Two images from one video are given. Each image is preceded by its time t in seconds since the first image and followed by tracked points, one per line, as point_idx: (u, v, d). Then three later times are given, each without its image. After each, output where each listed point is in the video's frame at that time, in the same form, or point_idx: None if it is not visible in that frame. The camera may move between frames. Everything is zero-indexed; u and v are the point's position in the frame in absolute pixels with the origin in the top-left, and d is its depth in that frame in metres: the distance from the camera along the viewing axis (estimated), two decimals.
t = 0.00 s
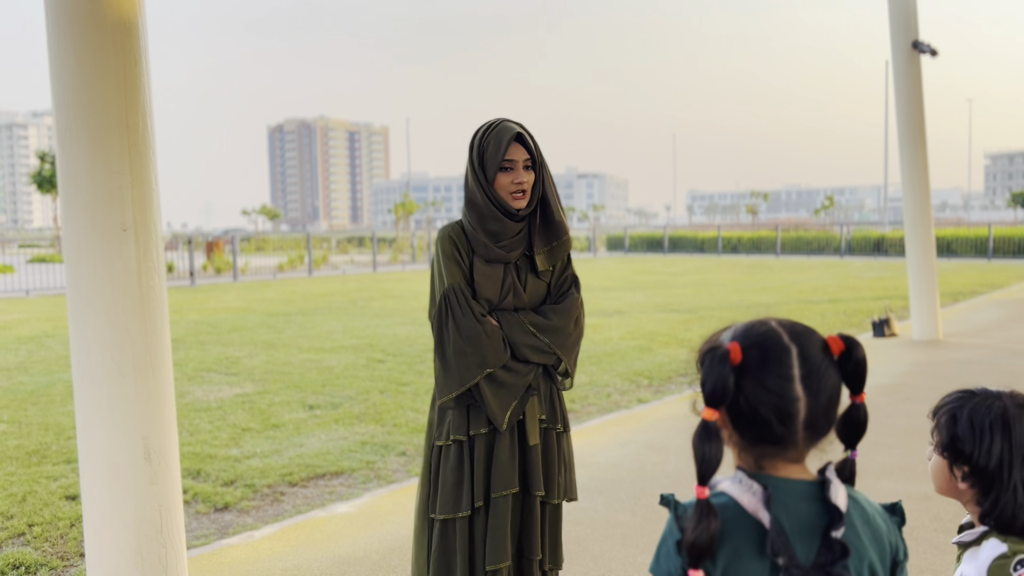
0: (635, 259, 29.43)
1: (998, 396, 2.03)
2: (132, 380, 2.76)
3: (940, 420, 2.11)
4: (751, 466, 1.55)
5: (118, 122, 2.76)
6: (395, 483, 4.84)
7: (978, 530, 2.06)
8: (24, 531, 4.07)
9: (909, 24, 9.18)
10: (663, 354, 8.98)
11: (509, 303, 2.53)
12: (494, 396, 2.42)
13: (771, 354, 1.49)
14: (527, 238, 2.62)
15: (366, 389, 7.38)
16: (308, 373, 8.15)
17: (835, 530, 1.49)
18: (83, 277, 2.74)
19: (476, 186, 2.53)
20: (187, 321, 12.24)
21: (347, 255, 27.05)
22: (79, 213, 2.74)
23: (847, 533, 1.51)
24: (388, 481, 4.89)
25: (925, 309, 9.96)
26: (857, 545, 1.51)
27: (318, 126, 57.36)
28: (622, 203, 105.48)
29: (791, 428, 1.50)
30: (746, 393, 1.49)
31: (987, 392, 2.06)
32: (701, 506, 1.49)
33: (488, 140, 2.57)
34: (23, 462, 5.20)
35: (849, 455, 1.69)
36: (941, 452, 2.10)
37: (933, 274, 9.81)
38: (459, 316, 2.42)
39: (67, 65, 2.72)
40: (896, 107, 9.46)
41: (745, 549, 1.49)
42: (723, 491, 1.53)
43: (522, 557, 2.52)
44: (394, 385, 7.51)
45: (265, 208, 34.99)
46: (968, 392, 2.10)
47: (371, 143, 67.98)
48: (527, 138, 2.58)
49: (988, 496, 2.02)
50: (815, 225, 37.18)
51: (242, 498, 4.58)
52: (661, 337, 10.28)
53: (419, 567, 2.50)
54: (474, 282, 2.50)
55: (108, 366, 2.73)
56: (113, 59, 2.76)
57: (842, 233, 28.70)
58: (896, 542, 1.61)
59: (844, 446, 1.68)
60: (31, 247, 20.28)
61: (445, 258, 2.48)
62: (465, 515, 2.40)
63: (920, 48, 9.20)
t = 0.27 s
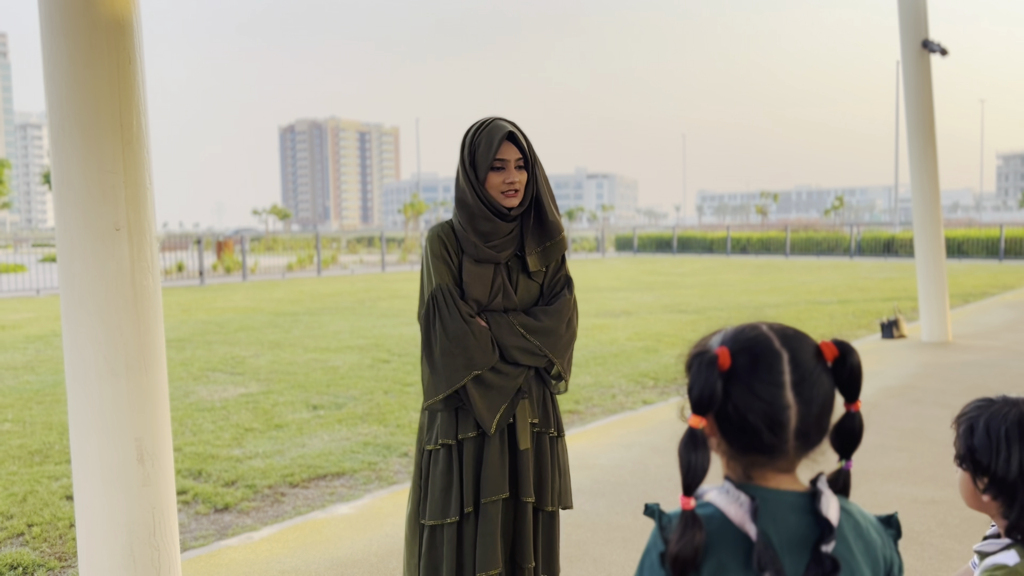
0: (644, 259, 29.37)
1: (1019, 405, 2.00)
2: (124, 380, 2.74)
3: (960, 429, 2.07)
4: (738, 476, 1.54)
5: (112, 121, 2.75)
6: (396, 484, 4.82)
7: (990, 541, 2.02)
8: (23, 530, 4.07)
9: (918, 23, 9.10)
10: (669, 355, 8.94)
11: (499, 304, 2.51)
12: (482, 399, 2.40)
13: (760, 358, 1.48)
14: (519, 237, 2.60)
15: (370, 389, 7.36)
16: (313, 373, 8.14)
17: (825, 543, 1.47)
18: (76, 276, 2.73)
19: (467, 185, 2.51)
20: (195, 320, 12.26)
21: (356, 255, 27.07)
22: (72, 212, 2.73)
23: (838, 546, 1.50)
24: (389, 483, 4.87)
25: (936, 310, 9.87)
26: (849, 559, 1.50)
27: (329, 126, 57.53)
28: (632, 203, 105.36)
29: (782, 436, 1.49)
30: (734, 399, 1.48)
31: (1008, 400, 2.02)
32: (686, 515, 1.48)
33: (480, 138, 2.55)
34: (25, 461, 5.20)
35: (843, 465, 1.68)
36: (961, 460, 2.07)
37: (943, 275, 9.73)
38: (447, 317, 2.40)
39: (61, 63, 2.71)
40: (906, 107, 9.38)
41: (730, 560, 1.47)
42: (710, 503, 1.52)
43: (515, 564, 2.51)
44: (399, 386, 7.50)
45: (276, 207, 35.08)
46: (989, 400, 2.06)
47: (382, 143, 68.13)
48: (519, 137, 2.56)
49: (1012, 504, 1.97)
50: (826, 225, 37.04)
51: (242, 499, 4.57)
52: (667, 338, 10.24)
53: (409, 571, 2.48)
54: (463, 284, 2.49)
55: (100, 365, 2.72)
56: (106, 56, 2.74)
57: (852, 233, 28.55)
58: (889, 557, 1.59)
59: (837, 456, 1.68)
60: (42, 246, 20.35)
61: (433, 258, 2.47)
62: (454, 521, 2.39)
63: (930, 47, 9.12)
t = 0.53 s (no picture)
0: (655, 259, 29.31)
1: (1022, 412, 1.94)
2: (117, 381, 2.72)
3: (960, 435, 2.02)
4: (722, 487, 1.53)
5: (104, 120, 2.72)
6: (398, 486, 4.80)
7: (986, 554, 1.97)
8: (23, 530, 4.06)
9: (931, 21, 9.00)
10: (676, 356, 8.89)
11: (491, 305, 2.49)
12: (474, 403, 2.39)
13: (743, 364, 1.46)
14: (512, 238, 2.57)
15: (375, 389, 7.34)
16: (319, 373, 8.13)
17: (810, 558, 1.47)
18: (69, 277, 2.71)
19: (459, 184, 2.49)
20: (203, 319, 12.28)
21: (367, 255, 27.10)
22: (65, 211, 2.70)
23: (824, 560, 1.49)
24: (391, 484, 4.84)
25: (948, 312, 9.79)
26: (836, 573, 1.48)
27: (341, 127, 57.76)
28: (643, 203, 105.22)
29: (765, 446, 1.48)
30: (714, 408, 1.47)
31: (1010, 406, 1.97)
32: (665, 528, 1.48)
33: (474, 137, 2.53)
34: (29, 460, 5.21)
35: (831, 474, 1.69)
36: (959, 468, 2.02)
37: (954, 276, 9.63)
38: (438, 319, 2.38)
39: (55, 62, 2.69)
40: (918, 106, 9.28)
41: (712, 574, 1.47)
42: (691, 514, 1.52)
43: (508, 569, 2.50)
44: (404, 386, 7.47)
45: (288, 207, 35.18)
46: (991, 404, 2.01)
47: (394, 144, 68.35)
48: (514, 137, 2.54)
49: (1012, 517, 1.90)
50: (838, 226, 36.81)
51: (243, 499, 4.54)
52: (675, 339, 10.19)
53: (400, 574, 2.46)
54: (455, 285, 2.47)
55: (92, 366, 2.70)
56: (101, 57, 2.72)
57: (865, 233, 28.38)
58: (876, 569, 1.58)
59: (828, 461, 1.68)
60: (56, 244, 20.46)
61: (425, 257, 2.44)
62: (444, 527, 2.38)
63: (943, 46, 9.01)
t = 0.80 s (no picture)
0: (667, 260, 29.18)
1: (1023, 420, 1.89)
2: (116, 379, 2.71)
3: (953, 436, 1.97)
4: (707, 498, 1.53)
5: (103, 118, 2.71)
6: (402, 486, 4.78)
7: (974, 560, 1.94)
8: (26, 529, 4.06)
9: (945, 20, 8.90)
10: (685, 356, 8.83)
11: (489, 306, 2.49)
12: (471, 405, 2.37)
13: (732, 368, 1.46)
14: (508, 238, 2.57)
15: (382, 389, 7.32)
16: (327, 372, 8.13)
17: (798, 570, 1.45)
18: (67, 275, 2.70)
19: (454, 183, 2.48)
20: (214, 319, 12.30)
21: (380, 255, 27.10)
22: (63, 209, 2.69)
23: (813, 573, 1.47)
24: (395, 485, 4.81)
25: (961, 313, 9.69)
26: None
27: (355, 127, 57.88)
28: (657, 203, 104.98)
29: (752, 454, 1.48)
30: (702, 412, 1.46)
31: (1010, 413, 1.92)
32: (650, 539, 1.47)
33: (471, 135, 2.52)
34: (34, 458, 5.21)
35: (821, 484, 1.69)
36: (950, 472, 1.98)
37: (968, 278, 9.52)
38: (435, 320, 2.36)
39: (53, 58, 2.68)
40: (931, 105, 9.19)
41: None
42: (677, 525, 1.52)
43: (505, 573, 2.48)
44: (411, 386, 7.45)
45: (301, 207, 35.25)
46: (991, 408, 1.95)
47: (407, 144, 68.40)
48: (511, 136, 2.54)
49: (1002, 526, 1.88)
50: (853, 226, 36.50)
51: (247, 499, 4.53)
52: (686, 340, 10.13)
53: None
54: (451, 286, 2.46)
55: (89, 364, 2.69)
56: (100, 55, 2.71)
57: (880, 233, 28.14)
58: None
59: (815, 473, 1.67)
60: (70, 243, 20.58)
61: (420, 256, 2.43)
62: (441, 533, 2.36)
63: (957, 44, 8.92)
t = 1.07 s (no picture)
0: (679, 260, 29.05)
1: None
2: (114, 379, 2.70)
3: (957, 443, 1.93)
4: (692, 504, 1.52)
5: (104, 117, 2.71)
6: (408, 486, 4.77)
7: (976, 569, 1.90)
8: (32, 527, 4.07)
9: (959, 19, 8.81)
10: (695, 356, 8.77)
11: (486, 307, 2.48)
12: (469, 408, 2.37)
13: (716, 373, 1.45)
14: (505, 237, 2.57)
15: (390, 388, 7.31)
16: (335, 372, 8.12)
17: None
18: (67, 274, 2.69)
19: (451, 183, 2.48)
20: (225, 318, 12.32)
21: (392, 254, 27.10)
22: (63, 207, 2.69)
23: None
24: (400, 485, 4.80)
25: (974, 314, 9.59)
26: None
27: (367, 127, 57.96)
28: (670, 203, 104.83)
29: (736, 461, 1.46)
30: (687, 417, 1.45)
31: (1012, 418, 1.89)
32: (632, 548, 1.46)
33: (469, 134, 2.52)
34: (41, 456, 5.22)
35: (810, 491, 1.66)
36: (956, 479, 1.94)
37: (983, 279, 9.42)
38: (433, 322, 2.36)
39: (53, 57, 2.67)
40: (945, 104, 9.10)
41: None
42: (661, 532, 1.50)
43: None
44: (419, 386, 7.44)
45: (314, 207, 35.33)
46: (992, 415, 1.92)
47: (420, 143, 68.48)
48: (510, 136, 2.54)
49: (1005, 534, 1.84)
50: (867, 226, 36.24)
51: (252, 498, 4.54)
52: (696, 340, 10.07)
53: None
54: (449, 287, 2.45)
55: (89, 364, 2.68)
56: (100, 52, 2.70)
57: (894, 234, 27.91)
58: None
59: (804, 480, 1.65)
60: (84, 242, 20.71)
61: (417, 257, 2.42)
62: (439, 537, 2.34)
63: (971, 43, 8.83)
